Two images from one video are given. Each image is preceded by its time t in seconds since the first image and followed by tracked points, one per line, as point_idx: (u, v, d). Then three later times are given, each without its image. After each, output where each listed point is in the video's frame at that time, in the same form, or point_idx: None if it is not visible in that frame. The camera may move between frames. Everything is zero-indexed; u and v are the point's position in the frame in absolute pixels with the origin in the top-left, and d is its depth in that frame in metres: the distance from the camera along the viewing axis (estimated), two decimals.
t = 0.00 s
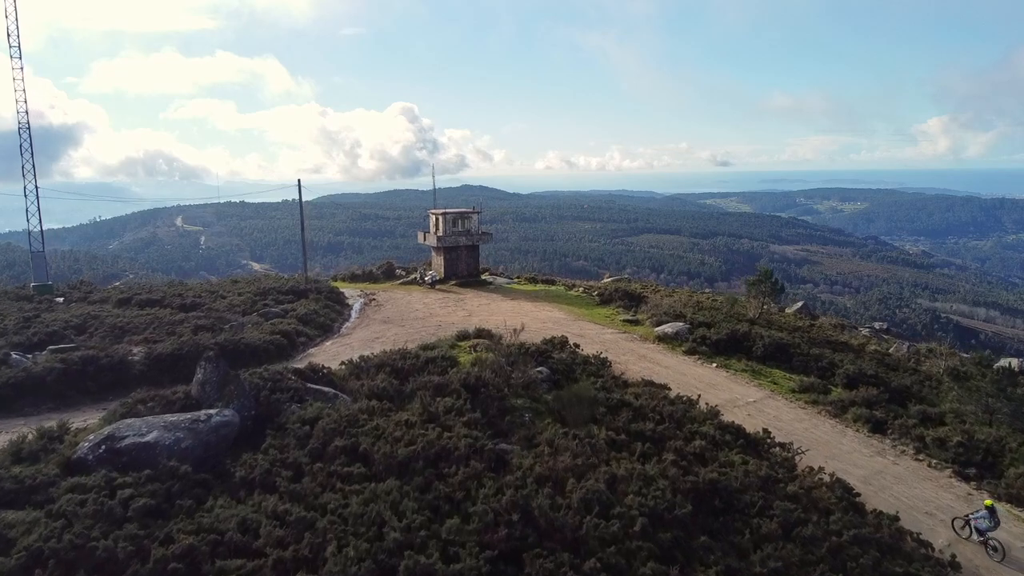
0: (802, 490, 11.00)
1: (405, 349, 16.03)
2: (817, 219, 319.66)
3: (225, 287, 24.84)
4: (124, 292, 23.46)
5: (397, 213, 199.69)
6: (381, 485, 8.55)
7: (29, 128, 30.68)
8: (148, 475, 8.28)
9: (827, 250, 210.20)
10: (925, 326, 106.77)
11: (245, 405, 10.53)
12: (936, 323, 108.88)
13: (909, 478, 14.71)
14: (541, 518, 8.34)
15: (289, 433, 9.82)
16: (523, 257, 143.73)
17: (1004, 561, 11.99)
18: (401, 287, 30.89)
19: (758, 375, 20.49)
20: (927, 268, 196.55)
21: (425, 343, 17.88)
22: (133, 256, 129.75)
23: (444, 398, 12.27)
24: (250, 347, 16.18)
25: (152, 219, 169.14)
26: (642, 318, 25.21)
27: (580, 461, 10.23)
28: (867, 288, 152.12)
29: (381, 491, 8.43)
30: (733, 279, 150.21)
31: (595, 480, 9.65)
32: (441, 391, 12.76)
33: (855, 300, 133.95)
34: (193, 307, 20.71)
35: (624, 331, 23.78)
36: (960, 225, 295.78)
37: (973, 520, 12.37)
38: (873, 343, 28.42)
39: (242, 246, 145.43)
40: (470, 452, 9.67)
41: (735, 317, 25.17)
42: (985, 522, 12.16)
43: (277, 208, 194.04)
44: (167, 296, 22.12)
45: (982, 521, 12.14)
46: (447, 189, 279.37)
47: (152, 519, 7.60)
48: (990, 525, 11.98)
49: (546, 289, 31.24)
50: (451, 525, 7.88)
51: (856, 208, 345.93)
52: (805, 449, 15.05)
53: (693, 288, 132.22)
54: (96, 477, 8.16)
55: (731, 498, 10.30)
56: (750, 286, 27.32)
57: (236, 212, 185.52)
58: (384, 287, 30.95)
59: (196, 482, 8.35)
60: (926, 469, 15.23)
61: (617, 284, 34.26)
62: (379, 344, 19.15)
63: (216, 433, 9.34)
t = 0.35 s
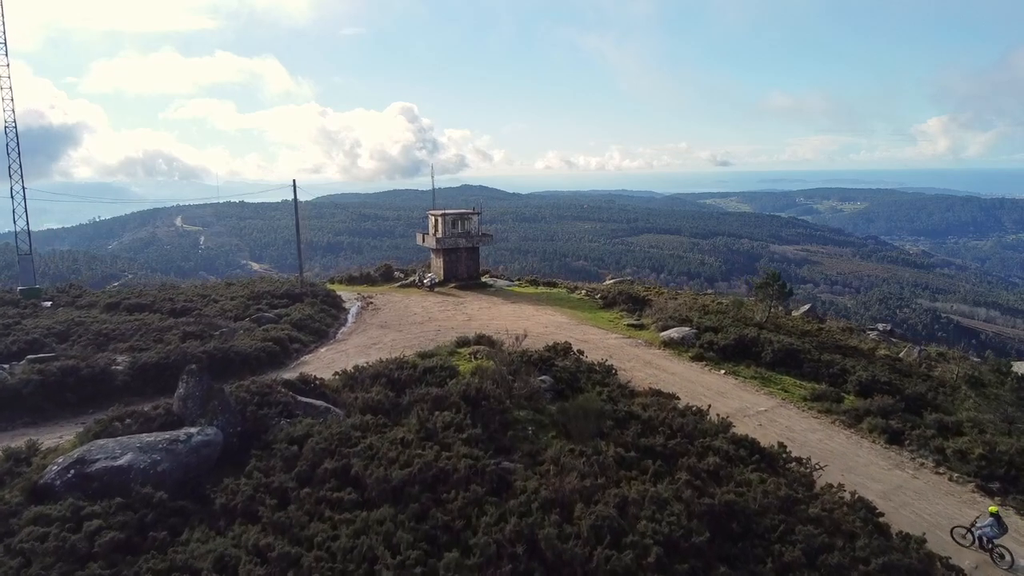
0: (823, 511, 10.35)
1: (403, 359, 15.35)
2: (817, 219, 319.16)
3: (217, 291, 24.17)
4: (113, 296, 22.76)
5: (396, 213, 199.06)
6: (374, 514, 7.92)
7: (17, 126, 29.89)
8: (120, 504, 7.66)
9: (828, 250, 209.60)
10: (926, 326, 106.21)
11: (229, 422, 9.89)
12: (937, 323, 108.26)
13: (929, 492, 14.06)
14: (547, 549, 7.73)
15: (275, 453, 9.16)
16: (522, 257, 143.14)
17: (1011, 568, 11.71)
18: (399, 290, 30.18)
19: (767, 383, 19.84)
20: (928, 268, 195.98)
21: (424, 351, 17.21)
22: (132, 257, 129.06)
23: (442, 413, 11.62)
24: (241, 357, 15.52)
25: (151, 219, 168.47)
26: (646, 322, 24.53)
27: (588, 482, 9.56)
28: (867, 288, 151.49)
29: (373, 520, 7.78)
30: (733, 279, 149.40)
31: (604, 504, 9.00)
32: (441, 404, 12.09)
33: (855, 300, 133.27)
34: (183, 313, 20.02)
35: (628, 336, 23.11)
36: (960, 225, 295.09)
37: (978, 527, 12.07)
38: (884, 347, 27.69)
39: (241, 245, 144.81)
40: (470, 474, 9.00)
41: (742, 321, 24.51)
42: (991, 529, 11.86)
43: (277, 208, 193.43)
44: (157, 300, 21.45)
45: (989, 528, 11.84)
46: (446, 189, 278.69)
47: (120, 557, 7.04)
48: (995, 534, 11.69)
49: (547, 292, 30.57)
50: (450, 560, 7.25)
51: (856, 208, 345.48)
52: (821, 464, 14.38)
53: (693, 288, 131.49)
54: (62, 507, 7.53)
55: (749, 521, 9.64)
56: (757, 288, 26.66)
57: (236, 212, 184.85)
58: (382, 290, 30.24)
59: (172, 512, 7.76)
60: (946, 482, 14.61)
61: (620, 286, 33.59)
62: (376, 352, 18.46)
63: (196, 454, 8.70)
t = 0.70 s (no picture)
0: (848, 535, 9.70)
1: (400, 368, 14.70)
2: (817, 219, 318.65)
3: (210, 294, 23.49)
4: (102, 300, 22.05)
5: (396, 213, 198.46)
6: (366, 548, 7.31)
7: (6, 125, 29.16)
8: (86, 539, 7.05)
9: (828, 250, 209.05)
10: (926, 327, 105.62)
11: (212, 441, 9.22)
12: (938, 323, 107.59)
13: (953, 508, 13.42)
14: None
15: (260, 478, 8.52)
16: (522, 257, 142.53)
17: None
18: (397, 292, 29.49)
19: (779, 391, 19.17)
20: (927, 268, 195.45)
21: (423, 359, 16.54)
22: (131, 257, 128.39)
23: (441, 429, 10.98)
24: (232, 367, 14.91)
25: (150, 219, 167.79)
26: (651, 327, 23.85)
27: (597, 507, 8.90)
28: (867, 288, 150.87)
29: (364, 557, 7.17)
30: (734, 279, 148.69)
31: (615, 532, 8.36)
32: (439, 418, 11.43)
33: (856, 300, 132.57)
34: (174, 319, 19.31)
35: (633, 341, 22.42)
36: (960, 225, 294.59)
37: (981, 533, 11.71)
38: (894, 352, 27.02)
39: (241, 245, 144.15)
40: (470, 499, 8.44)
41: (750, 325, 23.87)
42: (995, 536, 11.49)
43: (277, 208, 192.84)
44: (147, 305, 20.79)
45: (993, 536, 11.47)
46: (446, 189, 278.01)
47: None
48: (1001, 542, 11.31)
49: (548, 295, 29.87)
50: None
51: (856, 207, 344.88)
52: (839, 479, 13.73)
53: (693, 288, 130.70)
54: (23, 542, 6.94)
55: (770, 548, 9.00)
56: (764, 291, 26.01)
57: (235, 212, 184.20)
58: (380, 293, 29.53)
59: (141, 548, 7.15)
60: (969, 497, 13.98)
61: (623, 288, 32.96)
62: (373, 360, 17.76)
63: (174, 478, 8.08)
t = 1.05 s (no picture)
0: (877, 564, 9.06)
1: (397, 379, 14.02)
2: (816, 219, 318.16)
3: (202, 298, 22.85)
4: (91, 305, 21.36)
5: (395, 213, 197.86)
6: None
7: None
8: None
9: (828, 250, 208.50)
10: (926, 327, 105.05)
11: (193, 463, 8.56)
12: (938, 323, 107.10)
13: (979, 527, 12.75)
14: None
15: (242, 509, 7.87)
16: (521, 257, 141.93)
17: None
18: (395, 296, 28.81)
19: (790, 399, 18.48)
20: (928, 268, 194.87)
21: (422, 367, 15.84)
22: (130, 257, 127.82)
23: (441, 446, 10.31)
24: (220, 377, 14.26)
25: (150, 219, 167.25)
26: (657, 331, 23.17)
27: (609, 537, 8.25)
28: (867, 288, 150.24)
29: None
30: (734, 279, 148.07)
31: (630, 567, 7.71)
32: (439, 435, 10.74)
33: (856, 300, 132.01)
34: (163, 325, 18.64)
35: (639, 347, 21.73)
36: (960, 225, 293.96)
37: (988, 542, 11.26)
38: (905, 357, 26.33)
39: (240, 245, 143.55)
40: (471, 530, 7.82)
41: (759, 330, 23.19)
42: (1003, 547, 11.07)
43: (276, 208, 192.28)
44: (137, 310, 20.16)
45: (1000, 545, 11.04)
46: (446, 189, 277.31)
47: None
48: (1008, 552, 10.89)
49: (550, 298, 29.19)
50: None
51: (856, 207, 344.29)
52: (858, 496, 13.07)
53: (693, 289, 130.09)
54: None
55: None
56: (772, 295, 25.37)
57: (235, 212, 183.64)
58: (377, 296, 28.85)
59: None
60: (996, 514, 13.29)
61: (626, 292, 32.34)
62: (370, 368, 17.09)
63: (147, 508, 7.45)
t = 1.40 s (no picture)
0: None
1: (394, 391, 13.34)
2: (817, 219, 317.53)
3: (195, 302, 22.21)
4: (78, 309, 20.68)
5: (395, 213, 197.26)
6: None
7: None
8: None
9: (828, 250, 207.90)
10: (928, 327, 104.47)
11: (169, 488, 7.92)
12: (939, 323, 106.62)
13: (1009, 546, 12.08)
14: None
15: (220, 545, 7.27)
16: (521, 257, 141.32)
17: None
18: (394, 299, 28.12)
19: (803, 408, 17.80)
20: (928, 268, 194.28)
21: (420, 377, 15.15)
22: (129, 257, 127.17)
23: (439, 467, 9.63)
24: (208, 389, 13.59)
25: (149, 219, 166.72)
26: (663, 337, 22.47)
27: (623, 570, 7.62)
28: (867, 289, 149.62)
29: None
30: (734, 279, 147.48)
31: None
32: (438, 453, 10.06)
33: (856, 300, 131.46)
34: (152, 331, 17.96)
35: (645, 353, 21.03)
36: (960, 225, 293.33)
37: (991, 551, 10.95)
38: (917, 362, 25.65)
39: (239, 245, 142.92)
40: (472, 567, 7.20)
41: (768, 334, 22.52)
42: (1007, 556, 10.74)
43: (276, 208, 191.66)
44: (125, 314, 19.49)
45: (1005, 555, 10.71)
46: (445, 189, 276.56)
47: None
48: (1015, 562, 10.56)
49: (552, 301, 28.50)
50: None
51: (857, 207, 343.73)
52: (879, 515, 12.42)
53: (693, 289, 129.52)
54: None
55: None
56: (780, 298, 24.69)
57: (235, 212, 183.00)
58: (375, 299, 28.17)
59: None
60: None
61: (630, 295, 31.68)
62: (366, 377, 16.42)
63: (115, 544, 6.85)
